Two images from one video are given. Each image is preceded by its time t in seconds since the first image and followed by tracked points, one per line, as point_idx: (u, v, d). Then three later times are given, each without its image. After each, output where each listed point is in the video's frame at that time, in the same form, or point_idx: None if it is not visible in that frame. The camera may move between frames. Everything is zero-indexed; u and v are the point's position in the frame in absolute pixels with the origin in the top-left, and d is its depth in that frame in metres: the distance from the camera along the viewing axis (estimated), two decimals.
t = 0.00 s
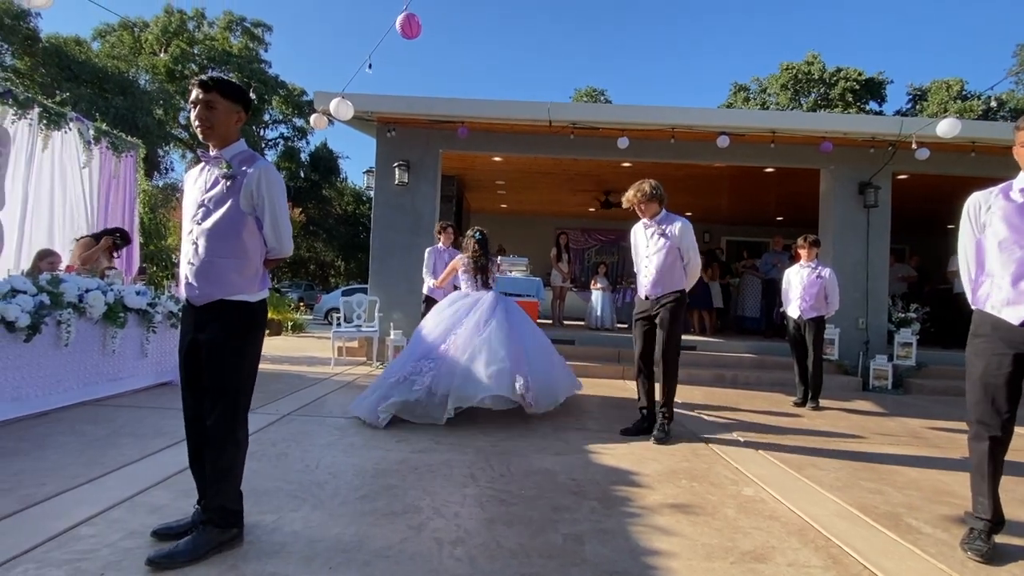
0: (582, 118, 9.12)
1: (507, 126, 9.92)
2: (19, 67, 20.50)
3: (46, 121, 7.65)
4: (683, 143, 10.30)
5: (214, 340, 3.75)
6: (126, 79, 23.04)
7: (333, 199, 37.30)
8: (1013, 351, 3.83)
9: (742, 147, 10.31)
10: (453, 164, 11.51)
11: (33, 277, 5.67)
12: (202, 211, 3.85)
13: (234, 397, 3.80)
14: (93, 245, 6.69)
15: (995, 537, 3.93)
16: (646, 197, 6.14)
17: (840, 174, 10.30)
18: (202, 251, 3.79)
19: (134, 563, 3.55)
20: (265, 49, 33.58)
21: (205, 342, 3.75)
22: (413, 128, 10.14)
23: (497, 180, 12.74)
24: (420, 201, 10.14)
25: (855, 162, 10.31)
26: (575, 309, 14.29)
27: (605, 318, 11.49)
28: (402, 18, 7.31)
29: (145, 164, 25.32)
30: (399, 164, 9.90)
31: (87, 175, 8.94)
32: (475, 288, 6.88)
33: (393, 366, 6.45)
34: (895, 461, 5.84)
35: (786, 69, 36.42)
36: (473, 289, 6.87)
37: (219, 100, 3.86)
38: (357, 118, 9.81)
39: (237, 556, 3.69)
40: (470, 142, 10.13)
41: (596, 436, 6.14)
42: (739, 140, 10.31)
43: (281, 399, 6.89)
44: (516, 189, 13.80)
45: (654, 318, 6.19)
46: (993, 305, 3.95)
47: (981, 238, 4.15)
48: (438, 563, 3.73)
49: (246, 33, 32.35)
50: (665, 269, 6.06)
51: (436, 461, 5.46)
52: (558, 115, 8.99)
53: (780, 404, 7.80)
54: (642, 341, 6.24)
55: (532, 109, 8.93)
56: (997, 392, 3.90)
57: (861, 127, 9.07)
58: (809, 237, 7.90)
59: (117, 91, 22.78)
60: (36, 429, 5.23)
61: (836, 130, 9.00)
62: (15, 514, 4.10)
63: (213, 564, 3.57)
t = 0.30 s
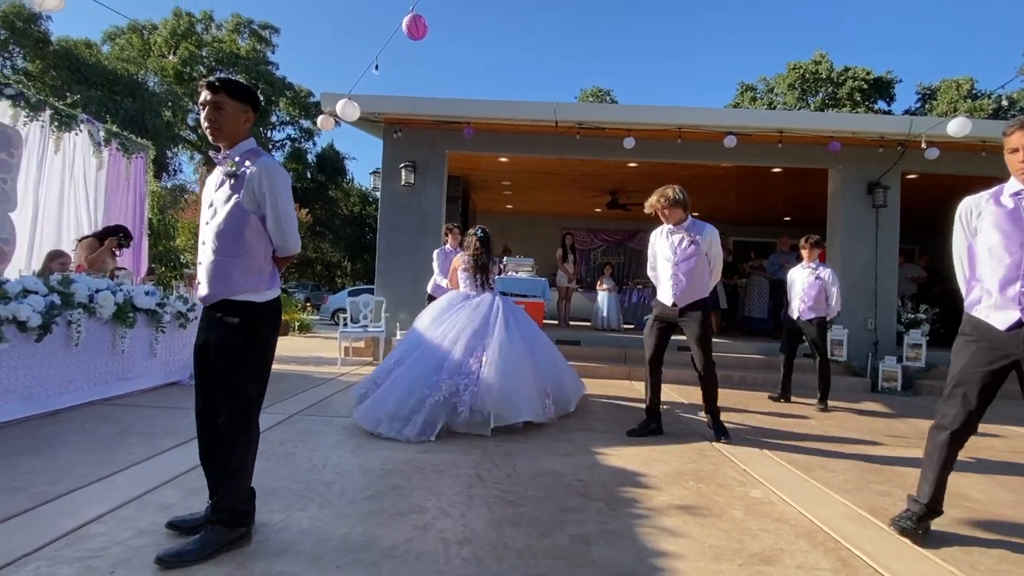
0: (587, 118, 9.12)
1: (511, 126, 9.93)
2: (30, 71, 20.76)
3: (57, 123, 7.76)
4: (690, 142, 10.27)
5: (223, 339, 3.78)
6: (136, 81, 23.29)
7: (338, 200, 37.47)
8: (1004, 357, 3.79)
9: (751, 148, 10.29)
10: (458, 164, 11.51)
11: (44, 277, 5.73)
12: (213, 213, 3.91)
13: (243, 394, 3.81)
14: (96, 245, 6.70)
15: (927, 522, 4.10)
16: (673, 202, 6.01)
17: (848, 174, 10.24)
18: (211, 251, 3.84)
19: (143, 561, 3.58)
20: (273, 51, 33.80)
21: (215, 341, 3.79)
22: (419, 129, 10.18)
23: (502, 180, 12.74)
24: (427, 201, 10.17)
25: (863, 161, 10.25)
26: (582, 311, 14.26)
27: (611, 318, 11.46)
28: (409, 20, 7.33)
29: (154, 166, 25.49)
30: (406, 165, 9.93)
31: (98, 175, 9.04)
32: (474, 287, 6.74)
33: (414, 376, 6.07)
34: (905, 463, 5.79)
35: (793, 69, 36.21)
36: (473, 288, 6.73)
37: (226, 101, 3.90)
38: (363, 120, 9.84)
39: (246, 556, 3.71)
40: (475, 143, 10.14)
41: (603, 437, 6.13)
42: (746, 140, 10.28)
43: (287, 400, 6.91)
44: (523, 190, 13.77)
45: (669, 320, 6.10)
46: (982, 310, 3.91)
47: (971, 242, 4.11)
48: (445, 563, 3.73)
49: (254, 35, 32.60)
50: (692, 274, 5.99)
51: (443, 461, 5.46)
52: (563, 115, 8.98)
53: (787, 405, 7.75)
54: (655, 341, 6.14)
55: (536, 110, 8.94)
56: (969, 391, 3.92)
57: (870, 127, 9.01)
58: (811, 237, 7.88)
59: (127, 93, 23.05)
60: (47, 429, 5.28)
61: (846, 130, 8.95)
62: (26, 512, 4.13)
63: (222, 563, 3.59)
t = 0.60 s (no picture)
0: (593, 119, 9.11)
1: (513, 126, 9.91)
2: (40, 73, 20.96)
3: (66, 124, 7.96)
4: (697, 143, 10.26)
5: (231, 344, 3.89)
6: (144, 83, 23.11)
7: (345, 200, 37.58)
8: (939, 361, 3.78)
9: (758, 148, 10.28)
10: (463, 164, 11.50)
11: (54, 277, 5.77)
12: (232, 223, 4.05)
13: (246, 396, 3.86)
14: (100, 249, 6.73)
15: (885, 514, 4.30)
16: (725, 204, 5.77)
17: (856, 174, 10.20)
18: (229, 259, 3.98)
19: (150, 561, 3.60)
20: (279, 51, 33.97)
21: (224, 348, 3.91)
22: (424, 130, 10.20)
23: (507, 180, 12.71)
24: (431, 201, 10.17)
25: (870, 161, 10.21)
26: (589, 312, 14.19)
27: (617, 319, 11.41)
28: (415, 21, 7.34)
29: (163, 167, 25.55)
30: (410, 166, 9.91)
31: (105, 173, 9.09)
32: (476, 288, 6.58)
33: (435, 382, 5.93)
34: (912, 466, 5.74)
35: (800, 68, 35.93)
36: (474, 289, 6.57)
37: (241, 114, 4.03)
38: (369, 121, 9.84)
39: (252, 556, 3.73)
40: (479, 143, 10.16)
41: (608, 439, 6.10)
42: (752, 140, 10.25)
43: (291, 400, 6.91)
44: (528, 189, 13.70)
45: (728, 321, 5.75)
46: (926, 319, 3.84)
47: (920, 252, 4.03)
48: (450, 563, 3.73)
49: (260, 37, 32.83)
50: (747, 278, 5.63)
51: (449, 461, 5.46)
52: (568, 115, 8.97)
53: (794, 407, 7.70)
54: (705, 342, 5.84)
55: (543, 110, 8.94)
56: (912, 388, 3.90)
57: (877, 127, 8.96)
58: (799, 239, 7.84)
59: (135, 95, 22.82)
60: (57, 429, 5.32)
61: (853, 130, 8.90)
62: (35, 511, 4.16)
63: (228, 563, 3.61)
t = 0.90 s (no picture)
0: (613, 90, 8.16)
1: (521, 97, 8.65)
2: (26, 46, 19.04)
3: None
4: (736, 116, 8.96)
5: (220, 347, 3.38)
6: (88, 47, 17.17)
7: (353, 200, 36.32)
8: (983, 361, 3.26)
9: (794, 122, 9.00)
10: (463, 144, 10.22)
11: None
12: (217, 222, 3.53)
13: (234, 406, 3.34)
14: (41, 241, 6.35)
15: (961, 556, 3.39)
16: (804, 183, 4.72)
17: (925, 153, 8.86)
18: (218, 263, 3.48)
19: None
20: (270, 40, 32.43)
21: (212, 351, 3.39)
22: (413, 100, 8.93)
23: (512, 161, 11.29)
24: (424, 184, 8.93)
25: (943, 139, 8.86)
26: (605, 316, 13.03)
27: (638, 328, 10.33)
28: None
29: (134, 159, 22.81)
30: (398, 144, 8.70)
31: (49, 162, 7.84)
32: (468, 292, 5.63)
33: (431, 396, 5.04)
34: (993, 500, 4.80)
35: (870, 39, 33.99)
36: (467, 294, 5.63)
37: (229, 101, 3.50)
38: (350, 91, 8.65)
39: None
40: (480, 118, 8.94)
41: (629, 466, 5.21)
42: (801, 112, 8.93)
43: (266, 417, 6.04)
44: (537, 174, 12.37)
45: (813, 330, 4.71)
46: (968, 312, 3.34)
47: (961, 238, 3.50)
48: None
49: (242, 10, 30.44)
50: (827, 274, 4.64)
51: (442, 491, 4.59)
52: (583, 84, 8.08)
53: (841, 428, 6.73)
54: (796, 358, 4.76)
55: (557, 79, 8.05)
56: (963, 400, 3.33)
57: (949, 97, 7.90)
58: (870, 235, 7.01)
59: (77, 63, 16.92)
60: None
61: (917, 101, 7.96)
62: None
63: None
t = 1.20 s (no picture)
0: (628, 68, 7.58)
1: (530, 78, 7.99)
2: None
3: None
4: (766, 99, 8.32)
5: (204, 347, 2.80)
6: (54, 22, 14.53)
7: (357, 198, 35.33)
8: None
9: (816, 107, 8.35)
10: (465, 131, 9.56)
11: None
12: (197, 213, 2.88)
13: (221, 418, 2.80)
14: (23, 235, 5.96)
15: None
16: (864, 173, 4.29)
17: (974, 137, 8.25)
18: (198, 258, 2.84)
19: None
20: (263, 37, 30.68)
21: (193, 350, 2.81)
22: (410, 82, 8.26)
23: (517, 148, 10.44)
24: (422, 174, 8.26)
25: (992, 122, 8.25)
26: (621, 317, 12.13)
27: (655, 332, 9.47)
28: None
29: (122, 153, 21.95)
30: (393, 129, 8.06)
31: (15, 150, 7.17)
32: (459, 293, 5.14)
33: (429, 396, 4.60)
34: None
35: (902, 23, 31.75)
36: (457, 295, 5.14)
37: (225, 82, 2.87)
38: (343, 70, 7.96)
39: None
40: (485, 100, 8.26)
41: (649, 476, 4.65)
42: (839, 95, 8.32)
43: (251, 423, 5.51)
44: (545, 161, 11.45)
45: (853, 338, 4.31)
46: None
47: None
48: None
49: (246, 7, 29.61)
50: (873, 275, 4.18)
51: (439, 509, 4.07)
52: (597, 63, 7.49)
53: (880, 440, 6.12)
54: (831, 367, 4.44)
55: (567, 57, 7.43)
56: None
57: (1000, 75, 7.25)
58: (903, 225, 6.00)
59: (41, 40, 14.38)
60: None
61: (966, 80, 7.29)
62: None
63: None
